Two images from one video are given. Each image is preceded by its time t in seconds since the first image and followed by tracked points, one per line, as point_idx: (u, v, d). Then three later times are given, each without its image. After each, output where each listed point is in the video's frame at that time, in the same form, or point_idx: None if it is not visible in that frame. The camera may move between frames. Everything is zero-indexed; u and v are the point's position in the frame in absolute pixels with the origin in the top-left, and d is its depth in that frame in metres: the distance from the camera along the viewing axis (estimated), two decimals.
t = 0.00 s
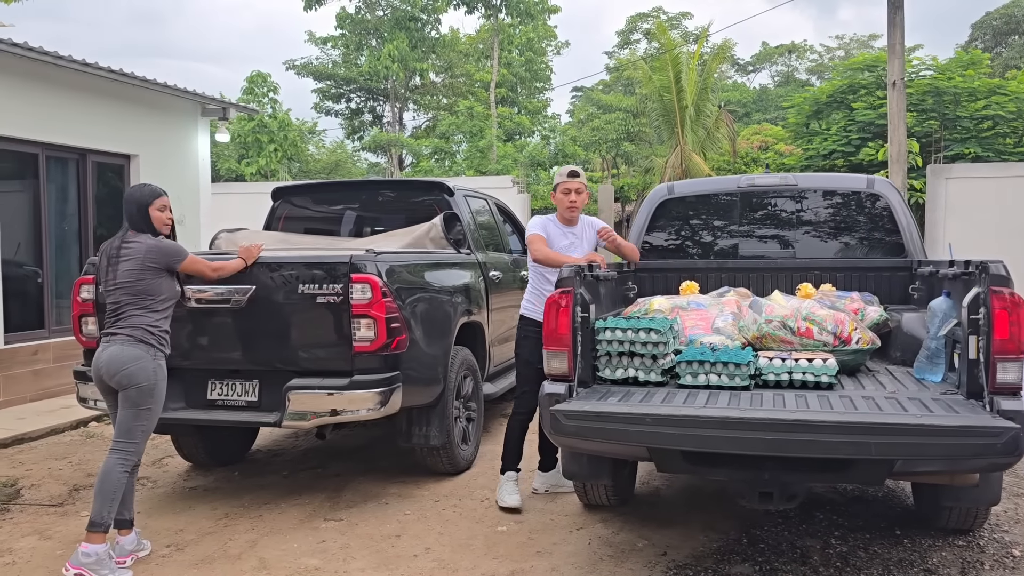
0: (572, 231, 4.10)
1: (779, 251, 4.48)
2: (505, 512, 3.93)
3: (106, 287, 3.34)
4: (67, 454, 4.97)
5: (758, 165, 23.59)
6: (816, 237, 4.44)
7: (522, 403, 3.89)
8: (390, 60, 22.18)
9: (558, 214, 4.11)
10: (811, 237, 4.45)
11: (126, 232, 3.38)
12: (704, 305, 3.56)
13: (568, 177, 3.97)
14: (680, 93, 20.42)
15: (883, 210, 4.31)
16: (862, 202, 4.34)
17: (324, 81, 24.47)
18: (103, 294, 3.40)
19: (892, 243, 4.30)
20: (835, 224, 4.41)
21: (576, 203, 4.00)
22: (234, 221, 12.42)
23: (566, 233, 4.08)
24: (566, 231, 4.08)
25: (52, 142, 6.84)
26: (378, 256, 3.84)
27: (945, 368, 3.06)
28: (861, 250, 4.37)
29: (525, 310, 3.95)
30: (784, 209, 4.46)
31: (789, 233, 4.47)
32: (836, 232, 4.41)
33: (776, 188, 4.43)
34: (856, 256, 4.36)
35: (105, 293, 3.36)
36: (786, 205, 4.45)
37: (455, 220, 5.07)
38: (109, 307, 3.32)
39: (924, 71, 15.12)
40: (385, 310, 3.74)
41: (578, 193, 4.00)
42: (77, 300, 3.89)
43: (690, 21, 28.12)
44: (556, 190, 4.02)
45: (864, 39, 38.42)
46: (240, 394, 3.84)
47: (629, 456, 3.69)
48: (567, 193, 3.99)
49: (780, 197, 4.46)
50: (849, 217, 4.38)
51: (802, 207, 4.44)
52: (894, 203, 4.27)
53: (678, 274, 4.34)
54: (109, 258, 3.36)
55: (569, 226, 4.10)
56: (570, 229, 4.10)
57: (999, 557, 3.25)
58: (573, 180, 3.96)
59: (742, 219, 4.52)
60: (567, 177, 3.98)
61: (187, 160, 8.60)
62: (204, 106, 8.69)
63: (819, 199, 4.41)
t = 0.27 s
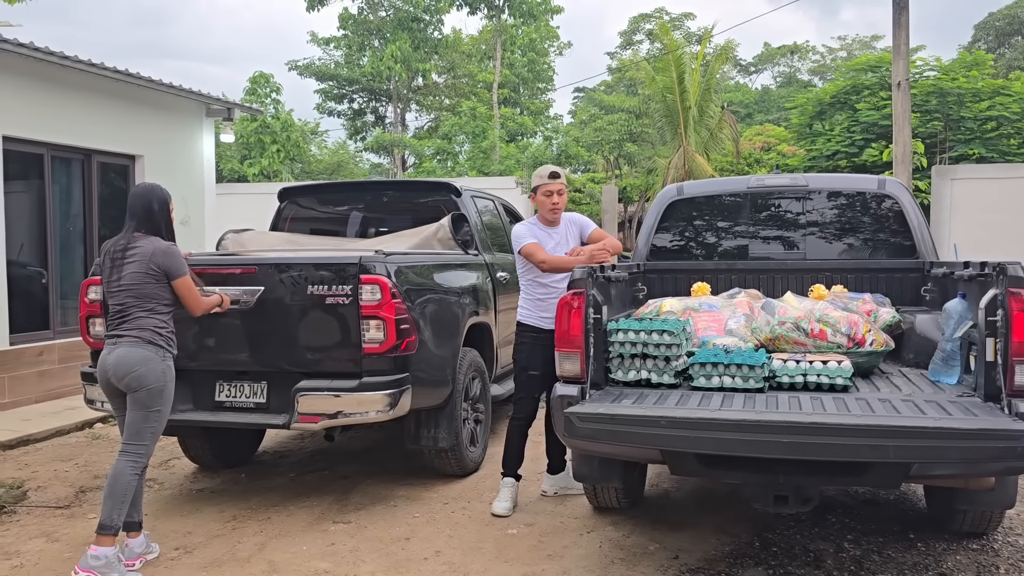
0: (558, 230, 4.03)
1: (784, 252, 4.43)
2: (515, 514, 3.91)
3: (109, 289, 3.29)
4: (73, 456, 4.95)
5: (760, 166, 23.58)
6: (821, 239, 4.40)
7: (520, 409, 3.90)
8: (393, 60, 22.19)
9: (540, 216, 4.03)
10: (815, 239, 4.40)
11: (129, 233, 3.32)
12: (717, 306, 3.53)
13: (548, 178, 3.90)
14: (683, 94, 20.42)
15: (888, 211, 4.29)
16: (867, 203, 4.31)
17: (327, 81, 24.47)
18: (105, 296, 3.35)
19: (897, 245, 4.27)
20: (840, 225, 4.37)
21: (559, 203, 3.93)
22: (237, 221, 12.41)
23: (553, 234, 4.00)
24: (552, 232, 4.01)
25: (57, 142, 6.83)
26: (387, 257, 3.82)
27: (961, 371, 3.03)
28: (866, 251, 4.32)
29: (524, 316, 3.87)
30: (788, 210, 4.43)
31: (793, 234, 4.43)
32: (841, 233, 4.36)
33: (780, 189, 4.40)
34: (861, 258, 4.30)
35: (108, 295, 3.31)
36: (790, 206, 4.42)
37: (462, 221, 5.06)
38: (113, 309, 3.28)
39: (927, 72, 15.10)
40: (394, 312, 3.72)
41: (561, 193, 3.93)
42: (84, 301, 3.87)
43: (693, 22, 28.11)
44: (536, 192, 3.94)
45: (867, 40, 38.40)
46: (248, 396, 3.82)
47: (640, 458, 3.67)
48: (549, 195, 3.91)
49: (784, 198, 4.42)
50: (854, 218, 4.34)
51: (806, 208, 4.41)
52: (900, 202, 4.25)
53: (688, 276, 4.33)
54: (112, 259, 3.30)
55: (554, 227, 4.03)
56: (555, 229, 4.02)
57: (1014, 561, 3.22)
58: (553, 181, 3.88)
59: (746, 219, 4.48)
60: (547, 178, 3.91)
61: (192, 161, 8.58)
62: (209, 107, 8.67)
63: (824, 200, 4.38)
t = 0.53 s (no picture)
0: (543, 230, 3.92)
1: (789, 253, 4.36)
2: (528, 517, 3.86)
3: (115, 287, 3.24)
4: (79, 457, 4.90)
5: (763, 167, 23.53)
6: (829, 240, 4.32)
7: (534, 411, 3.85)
8: (395, 61, 22.14)
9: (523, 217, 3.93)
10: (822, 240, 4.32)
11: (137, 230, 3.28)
12: (735, 307, 3.48)
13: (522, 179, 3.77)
14: (686, 94, 20.38)
15: (895, 211, 4.23)
16: (874, 203, 4.25)
17: (329, 81, 24.43)
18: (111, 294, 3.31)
19: (902, 245, 4.22)
20: (847, 225, 4.30)
21: (541, 203, 3.82)
22: (240, 221, 12.36)
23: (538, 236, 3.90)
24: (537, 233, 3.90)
25: (62, 142, 6.78)
26: (400, 257, 3.77)
27: (986, 372, 2.98)
28: (874, 252, 4.24)
29: (515, 320, 3.83)
30: (792, 209, 4.36)
31: (799, 234, 4.36)
32: (849, 234, 4.29)
33: (786, 188, 4.33)
34: (868, 259, 4.23)
35: (114, 292, 3.26)
36: (796, 206, 4.35)
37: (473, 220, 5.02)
38: (118, 308, 3.23)
39: (932, 72, 15.03)
40: (407, 312, 3.67)
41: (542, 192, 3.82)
42: (93, 301, 3.83)
43: (695, 22, 28.06)
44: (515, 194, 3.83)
45: (868, 40, 38.36)
46: (258, 397, 3.77)
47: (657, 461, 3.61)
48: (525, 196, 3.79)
49: (790, 197, 4.35)
50: (862, 218, 4.27)
51: (812, 208, 4.34)
52: (907, 201, 4.21)
53: (703, 277, 4.29)
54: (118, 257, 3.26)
55: (539, 227, 3.92)
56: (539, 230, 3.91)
57: None
58: (527, 182, 3.75)
59: (751, 219, 4.41)
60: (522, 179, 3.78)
61: (197, 161, 8.52)
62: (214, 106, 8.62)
63: (830, 200, 4.32)
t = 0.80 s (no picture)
0: (548, 232, 3.75)
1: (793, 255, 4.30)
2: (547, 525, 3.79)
3: (127, 290, 3.16)
4: (89, 462, 4.84)
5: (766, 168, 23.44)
6: (834, 242, 4.26)
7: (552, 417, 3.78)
8: (397, 61, 22.04)
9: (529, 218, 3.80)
10: (828, 242, 4.27)
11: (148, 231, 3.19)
12: (760, 311, 3.42)
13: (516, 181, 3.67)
14: (690, 95, 20.29)
15: (904, 212, 4.15)
16: (883, 204, 4.17)
17: (331, 82, 24.35)
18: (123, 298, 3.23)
19: (908, 248, 4.14)
20: (856, 227, 4.22)
21: (535, 205, 3.65)
22: (244, 222, 12.29)
23: (540, 238, 3.74)
24: (539, 235, 3.74)
25: (69, 142, 6.71)
26: (418, 260, 3.71)
27: (1021, 379, 2.91)
28: (882, 255, 4.16)
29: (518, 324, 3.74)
30: (797, 211, 4.30)
31: (803, 237, 4.31)
32: (857, 236, 4.22)
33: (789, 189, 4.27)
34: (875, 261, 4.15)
35: (126, 295, 3.18)
36: (801, 208, 4.30)
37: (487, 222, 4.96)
38: (130, 311, 3.15)
39: (937, 73, 14.93)
40: (425, 316, 3.60)
41: (538, 195, 3.65)
42: (104, 304, 3.77)
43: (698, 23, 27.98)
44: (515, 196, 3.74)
45: (870, 41, 38.26)
46: (273, 402, 3.70)
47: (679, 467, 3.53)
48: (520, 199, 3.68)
49: (794, 199, 4.30)
50: (870, 220, 4.20)
51: (817, 209, 4.28)
52: (916, 201, 4.13)
53: (726, 280, 4.24)
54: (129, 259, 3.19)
55: (544, 229, 3.76)
56: (543, 232, 3.75)
57: None
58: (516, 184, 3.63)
59: (757, 220, 4.34)
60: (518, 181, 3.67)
61: (203, 161, 8.45)
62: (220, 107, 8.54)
63: (836, 202, 4.26)
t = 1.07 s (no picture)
0: (558, 237, 3.57)
1: (796, 258, 4.27)
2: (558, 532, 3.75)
3: (138, 295, 3.13)
4: (93, 467, 4.79)
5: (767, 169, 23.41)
6: (839, 246, 4.23)
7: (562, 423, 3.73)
8: (398, 62, 21.97)
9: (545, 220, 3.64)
10: (832, 245, 4.24)
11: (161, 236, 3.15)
12: (776, 316, 3.38)
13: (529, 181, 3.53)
14: (691, 96, 20.25)
15: (908, 216, 4.12)
16: (887, 207, 4.14)
17: (331, 83, 24.32)
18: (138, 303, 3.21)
19: (911, 253, 4.11)
20: (860, 231, 4.20)
21: (543, 209, 3.49)
22: (245, 224, 12.24)
23: (549, 242, 3.57)
24: (548, 240, 3.58)
25: (73, 144, 6.67)
26: (429, 264, 3.67)
27: None
28: (887, 258, 4.15)
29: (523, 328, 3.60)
30: (799, 214, 4.28)
31: (806, 240, 4.27)
32: (861, 239, 4.20)
33: (791, 194, 4.26)
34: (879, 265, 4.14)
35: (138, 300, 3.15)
36: (803, 211, 4.27)
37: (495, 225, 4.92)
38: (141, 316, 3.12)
39: (940, 74, 14.89)
40: (436, 321, 3.56)
41: (547, 198, 3.49)
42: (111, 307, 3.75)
43: (698, 25, 27.96)
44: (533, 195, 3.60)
45: (870, 43, 38.25)
46: (282, 408, 3.66)
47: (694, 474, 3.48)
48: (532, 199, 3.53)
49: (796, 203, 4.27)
50: (875, 224, 4.17)
51: (820, 212, 4.26)
52: (921, 204, 4.09)
53: (746, 283, 4.16)
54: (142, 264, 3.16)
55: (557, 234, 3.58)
56: (554, 237, 3.58)
57: None
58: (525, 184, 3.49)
59: (759, 224, 4.30)
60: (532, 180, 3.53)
61: (207, 163, 8.40)
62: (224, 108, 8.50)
63: (839, 205, 4.23)
